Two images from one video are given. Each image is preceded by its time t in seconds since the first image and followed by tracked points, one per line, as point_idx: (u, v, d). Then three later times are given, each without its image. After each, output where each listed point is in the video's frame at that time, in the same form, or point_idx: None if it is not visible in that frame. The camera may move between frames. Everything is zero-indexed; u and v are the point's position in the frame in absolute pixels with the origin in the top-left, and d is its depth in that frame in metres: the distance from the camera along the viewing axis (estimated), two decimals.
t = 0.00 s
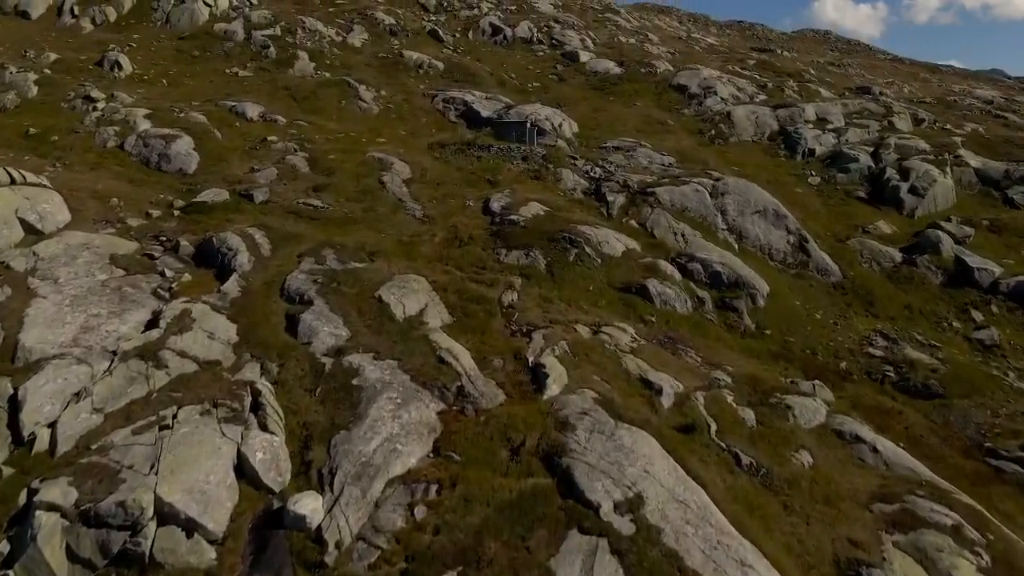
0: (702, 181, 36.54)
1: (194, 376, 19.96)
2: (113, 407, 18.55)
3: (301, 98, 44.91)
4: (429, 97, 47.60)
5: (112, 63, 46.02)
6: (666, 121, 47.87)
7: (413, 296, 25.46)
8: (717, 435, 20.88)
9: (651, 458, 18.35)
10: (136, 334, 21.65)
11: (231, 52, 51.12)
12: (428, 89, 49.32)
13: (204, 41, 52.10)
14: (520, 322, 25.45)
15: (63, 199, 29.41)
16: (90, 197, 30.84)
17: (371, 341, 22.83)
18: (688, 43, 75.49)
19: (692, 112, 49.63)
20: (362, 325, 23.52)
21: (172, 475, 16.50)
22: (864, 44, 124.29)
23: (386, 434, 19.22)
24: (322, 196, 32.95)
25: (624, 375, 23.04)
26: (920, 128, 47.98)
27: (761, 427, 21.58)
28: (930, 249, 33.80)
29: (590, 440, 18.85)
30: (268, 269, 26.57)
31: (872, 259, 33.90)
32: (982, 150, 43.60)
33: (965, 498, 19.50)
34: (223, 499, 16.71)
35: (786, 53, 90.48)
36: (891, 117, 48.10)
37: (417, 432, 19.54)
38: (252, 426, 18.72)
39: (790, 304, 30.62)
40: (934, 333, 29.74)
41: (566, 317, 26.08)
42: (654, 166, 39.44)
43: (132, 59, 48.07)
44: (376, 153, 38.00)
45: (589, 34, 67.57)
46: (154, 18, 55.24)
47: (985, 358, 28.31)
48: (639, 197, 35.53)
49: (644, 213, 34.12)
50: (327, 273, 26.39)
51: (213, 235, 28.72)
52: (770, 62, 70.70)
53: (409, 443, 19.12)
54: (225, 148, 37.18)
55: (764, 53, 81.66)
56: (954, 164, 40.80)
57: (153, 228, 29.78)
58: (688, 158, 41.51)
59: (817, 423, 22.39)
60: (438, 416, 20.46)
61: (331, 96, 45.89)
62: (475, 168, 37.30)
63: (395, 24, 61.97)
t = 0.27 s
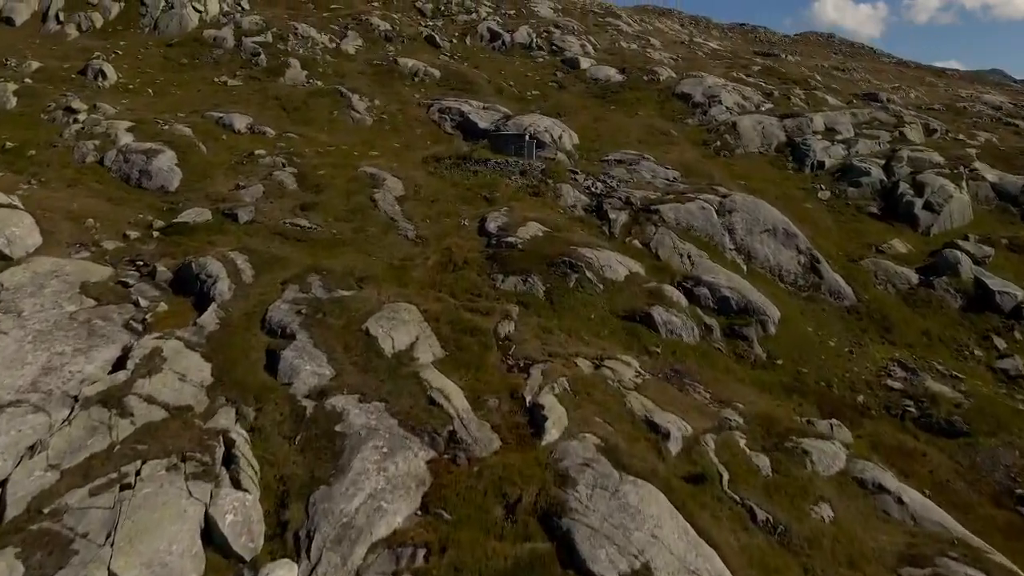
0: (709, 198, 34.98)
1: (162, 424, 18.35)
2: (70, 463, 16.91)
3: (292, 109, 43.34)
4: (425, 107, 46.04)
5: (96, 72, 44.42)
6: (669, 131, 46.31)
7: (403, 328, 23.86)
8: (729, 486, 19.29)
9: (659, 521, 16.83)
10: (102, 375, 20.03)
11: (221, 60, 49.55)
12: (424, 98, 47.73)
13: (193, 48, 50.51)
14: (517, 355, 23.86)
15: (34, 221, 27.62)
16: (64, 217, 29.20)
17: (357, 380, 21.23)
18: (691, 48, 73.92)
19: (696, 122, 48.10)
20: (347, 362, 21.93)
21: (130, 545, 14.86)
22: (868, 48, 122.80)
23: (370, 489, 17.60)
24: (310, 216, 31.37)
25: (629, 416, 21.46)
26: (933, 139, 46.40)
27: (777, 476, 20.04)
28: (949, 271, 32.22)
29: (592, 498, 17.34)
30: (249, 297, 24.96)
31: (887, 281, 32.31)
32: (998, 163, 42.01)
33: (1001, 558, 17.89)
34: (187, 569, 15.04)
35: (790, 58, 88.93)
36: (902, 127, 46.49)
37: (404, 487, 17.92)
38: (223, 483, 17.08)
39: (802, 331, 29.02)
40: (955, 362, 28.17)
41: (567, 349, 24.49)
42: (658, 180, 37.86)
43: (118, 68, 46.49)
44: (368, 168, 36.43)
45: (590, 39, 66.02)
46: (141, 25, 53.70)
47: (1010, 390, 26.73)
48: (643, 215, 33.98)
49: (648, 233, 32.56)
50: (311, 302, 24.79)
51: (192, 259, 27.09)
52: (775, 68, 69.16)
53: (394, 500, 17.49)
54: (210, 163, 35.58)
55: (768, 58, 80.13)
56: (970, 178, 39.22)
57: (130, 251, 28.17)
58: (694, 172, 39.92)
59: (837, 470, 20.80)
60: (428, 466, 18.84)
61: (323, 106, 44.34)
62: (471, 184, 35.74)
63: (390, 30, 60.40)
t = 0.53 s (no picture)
0: (715, 216, 33.40)
1: (124, 483, 16.71)
2: (17, 531, 15.26)
3: (281, 120, 41.75)
4: (420, 118, 44.45)
5: (79, 82, 42.80)
6: (673, 143, 44.73)
7: (391, 366, 22.26)
8: (745, 548, 17.72)
9: None
10: (61, 425, 18.40)
11: (209, 69, 47.92)
12: (419, 108, 46.14)
13: (181, 56, 48.89)
14: (514, 394, 22.25)
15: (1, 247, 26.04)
16: (35, 240, 27.54)
17: (340, 427, 19.62)
18: (693, 53, 72.37)
19: (700, 133, 46.53)
20: (330, 406, 20.32)
21: None
22: (872, 51, 121.23)
23: (351, 557, 15.98)
24: (296, 238, 29.79)
25: (635, 465, 19.87)
26: (945, 151, 44.87)
27: (796, 535, 18.46)
28: (969, 295, 30.67)
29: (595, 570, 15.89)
30: (227, 330, 23.34)
31: (904, 305, 30.71)
32: (1015, 177, 40.49)
33: None
34: None
35: (794, 62, 87.40)
36: (914, 139, 44.95)
37: (389, 554, 16.32)
38: (188, 552, 15.45)
39: (817, 360, 27.40)
40: (978, 396, 26.61)
41: (567, 387, 22.88)
42: (662, 197, 36.26)
43: (101, 78, 44.86)
44: (359, 184, 34.83)
45: (591, 45, 64.42)
46: (128, 31, 52.08)
47: None
48: (647, 235, 32.37)
49: (652, 256, 30.97)
50: (294, 337, 23.18)
51: (168, 288, 25.45)
52: (780, 74, 67.55)
53: (378, 570, 15.90)
54: (193, 180, 33.97)
55: (772, 64, 78.54)
56: (987, 194, 37.69)
57: (103, 278, 26.54)
58: (699, 187, 38.34)
59: (860, 525, 19.24)
60: (416, 527, 17.23)
61: (314, 118, 42.74)
62: (466, 202, 34.15)
63: (386, 36, 58.80)
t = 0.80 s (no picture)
0: (723, 236, 31.82)
1: (76, 555, 15.08)
2: None
3: (270, 133, 40.18)
4: (415, 129, 42.85)
5: (60, 92, 41.19)
6: (677, 155, 43.12)
7: (378, 408, 20.60)
8: None
9: None
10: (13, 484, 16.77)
11: (197, 78, 46.32)
12: (414, 118, 44.55)
13: (168, 65, 47.30)
14: (511, 439, 20.60)
15: None
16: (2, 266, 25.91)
17: (320, 481, 17.96)
18: (696, 59, 70.79)
19: (705, 145, 44.95)
20: (310, 457, 18.67)
21: None
22: (877, 54, 119.67)
23: None
24: (281, 262, 28.18)
25: (642, 523, 18.25)
26: (959, 164, 43.31)
27: None
28: (991, 322, 29.09)
29: None
30: (202, 368, 21.70)
31: (923, 332, 29.10)
32: None
33: None
34: None
35: (798, 67, 85.87)
36: (927, 151, 43.37)
37: None
38: None
39: (832, 394, 25.80)
40: (1005, 433, 25.04)
41: (568, 430, 21.25)
42: (666, 214, 34.65)
43: (84, 88, 43.26)
44: (350, 202, 33.23)
45: (591, 51, 62.85)
46: (114, 38, 50.50)
47: None
48: (651, 258, 30.79)
49: (657, 282, 29.45)
50: (273, 375, 21.52)
51: (141, 320, 23.74)
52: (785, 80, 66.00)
53: None
54: (175, 198, 32.36)
55: (776, 69, 76.97)
56: (1006, 211, 36.12)
57: (73, 307, 24.86)
58: (705, 203, 36.73)
59: None
60: None
61: (304, 130, 41.14)
62: (462, 221, 32.55)
63: (381, 42, 57.24)
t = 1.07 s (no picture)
0: (732, 258, 30.22)
1: None
2: None
3: (258, 147, 38.56)
4: (409, 141, 41.24)
5: (39, 103, 39.55)
6: (682, 167, 41.51)
7: (362, 458, 18.95)
8: None
9: None
10: None
11: (184, 87, 44.71)
12: (408, 130, 42.95)
13: (154, 73, 45.68)
14: (507, 491, 18.96)
15: None
16: None
17: (296, 547, 16.31)
18: (699, 64, 69.20)
19: (711, 157, 43.35)
20: (286, 517, 17.04)
21: None
22: (881, 58, 118.10)
23: None
24: (263, 288, 26.54)
25: None
26: (974, 177, 41.74)
27: None
28: (1017, 352, 27.50)
29: None
30: (172, 412, 20.06)
31: (944, 362, 27.51)
32: None
33: None
34: None
35: (802, 71, 84.33)
36: (941, 164, 41.78)
37: None
38: None
39: (851, 432, 24.18)
40: None
41: (569, 480, 19.62)
42: (671, 234, 33.06)
43: (65, 98, 41.64)
44: (339, 222, 31.63)
45: (592, 56, 61.26)
46: (99, 45, 48.94)
47: None
48: (656, 282, 29.22)
49: (663, 308, 27.86)
50: (249, 420, 19.87)
51: (110, 356, 21.99)
52: (790, 86, 64.38)
53: None
54: (154, 218, 30.73)
55: (781, 74, 75.40)
56: None
57: (39, 340, 23.17)
58: (712, 220, 35.12)
59: None
60: None
61: (293, 143, 39.53)
62: (457, 242, 30.93)
63: (375, 49, 55.68)
